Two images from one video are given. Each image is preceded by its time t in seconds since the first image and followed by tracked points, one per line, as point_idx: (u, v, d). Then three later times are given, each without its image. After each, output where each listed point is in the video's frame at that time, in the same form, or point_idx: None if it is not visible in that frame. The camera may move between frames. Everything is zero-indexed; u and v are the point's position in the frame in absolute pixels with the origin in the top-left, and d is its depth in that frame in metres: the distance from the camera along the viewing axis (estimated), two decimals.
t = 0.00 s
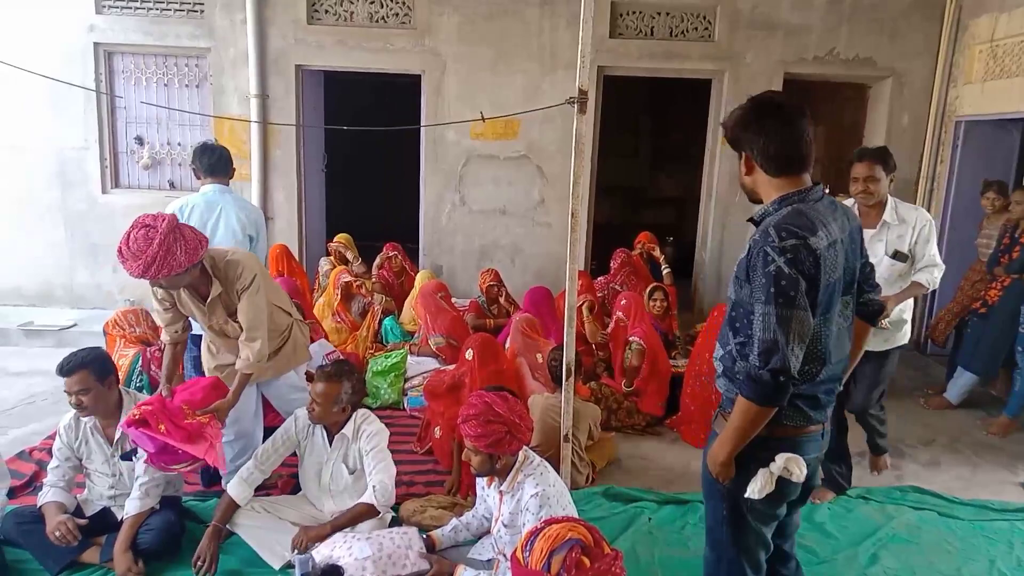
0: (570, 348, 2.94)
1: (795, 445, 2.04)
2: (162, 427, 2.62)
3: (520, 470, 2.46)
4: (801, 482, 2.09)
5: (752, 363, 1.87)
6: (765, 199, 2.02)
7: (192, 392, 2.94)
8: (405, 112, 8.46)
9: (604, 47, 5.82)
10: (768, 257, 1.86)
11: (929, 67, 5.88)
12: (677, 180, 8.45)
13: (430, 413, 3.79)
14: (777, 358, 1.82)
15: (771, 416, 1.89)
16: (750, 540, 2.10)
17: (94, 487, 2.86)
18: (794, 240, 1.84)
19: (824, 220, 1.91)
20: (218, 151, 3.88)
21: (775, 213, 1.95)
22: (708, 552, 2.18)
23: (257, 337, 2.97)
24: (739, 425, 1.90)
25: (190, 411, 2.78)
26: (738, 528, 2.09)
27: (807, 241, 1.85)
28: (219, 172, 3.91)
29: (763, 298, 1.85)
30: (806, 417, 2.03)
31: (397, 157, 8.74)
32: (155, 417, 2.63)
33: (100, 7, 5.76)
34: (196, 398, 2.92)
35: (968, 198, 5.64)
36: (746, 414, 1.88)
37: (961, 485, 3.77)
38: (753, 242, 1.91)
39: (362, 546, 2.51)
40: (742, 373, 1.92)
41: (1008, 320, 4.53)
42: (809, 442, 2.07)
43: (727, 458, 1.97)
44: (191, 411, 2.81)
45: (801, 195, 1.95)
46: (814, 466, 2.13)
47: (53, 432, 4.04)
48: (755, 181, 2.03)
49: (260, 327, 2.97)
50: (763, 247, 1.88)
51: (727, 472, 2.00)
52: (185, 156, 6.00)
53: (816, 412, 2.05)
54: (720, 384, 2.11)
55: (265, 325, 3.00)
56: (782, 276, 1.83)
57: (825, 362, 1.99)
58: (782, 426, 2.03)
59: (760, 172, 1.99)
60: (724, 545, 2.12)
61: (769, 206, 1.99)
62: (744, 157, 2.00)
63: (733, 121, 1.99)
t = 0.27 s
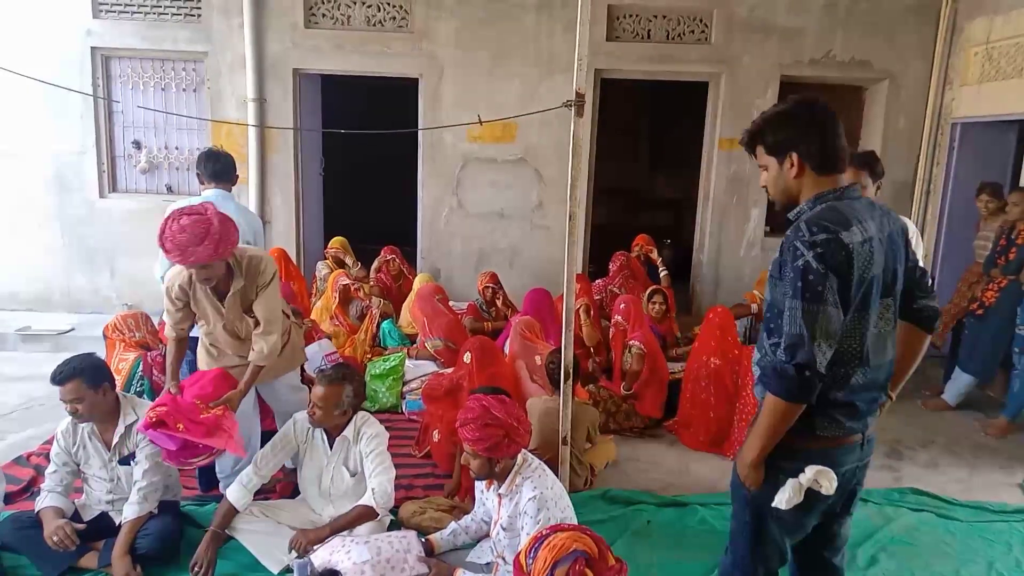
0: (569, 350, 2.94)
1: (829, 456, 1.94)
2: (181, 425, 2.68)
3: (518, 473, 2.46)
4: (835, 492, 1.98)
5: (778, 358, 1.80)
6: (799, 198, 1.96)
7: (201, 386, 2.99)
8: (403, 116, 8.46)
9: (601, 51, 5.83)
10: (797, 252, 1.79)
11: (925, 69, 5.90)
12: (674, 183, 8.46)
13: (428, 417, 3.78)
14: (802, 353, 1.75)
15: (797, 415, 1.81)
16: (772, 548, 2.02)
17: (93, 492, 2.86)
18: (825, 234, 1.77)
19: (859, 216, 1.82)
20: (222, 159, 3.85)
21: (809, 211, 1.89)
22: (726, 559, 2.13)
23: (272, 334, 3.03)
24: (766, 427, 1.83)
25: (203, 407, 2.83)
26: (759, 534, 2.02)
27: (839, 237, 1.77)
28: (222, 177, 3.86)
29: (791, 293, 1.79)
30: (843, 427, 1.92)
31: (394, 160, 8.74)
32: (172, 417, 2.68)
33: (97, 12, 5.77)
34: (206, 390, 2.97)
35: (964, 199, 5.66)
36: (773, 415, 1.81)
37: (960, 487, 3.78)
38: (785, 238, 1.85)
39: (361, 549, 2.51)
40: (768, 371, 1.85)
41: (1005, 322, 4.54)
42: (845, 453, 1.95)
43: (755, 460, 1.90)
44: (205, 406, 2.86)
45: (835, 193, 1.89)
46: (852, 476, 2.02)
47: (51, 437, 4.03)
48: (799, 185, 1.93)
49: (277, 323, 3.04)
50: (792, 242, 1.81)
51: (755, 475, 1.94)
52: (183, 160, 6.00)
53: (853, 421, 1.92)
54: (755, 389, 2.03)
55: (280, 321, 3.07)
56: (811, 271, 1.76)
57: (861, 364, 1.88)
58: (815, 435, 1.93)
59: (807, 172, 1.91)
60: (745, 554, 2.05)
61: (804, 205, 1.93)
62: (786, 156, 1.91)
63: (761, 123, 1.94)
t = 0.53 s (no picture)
0: (563, 347, 2.94)
1: (845, 456, 1.91)
2: (211, 362, 2.96)
3: (512, 470, 2.46)
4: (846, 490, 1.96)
5: (801, 352, 1.77)
6: (824, 193, 1.94)
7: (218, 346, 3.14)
8: (396, 112, 8.44)
9: (595, 47, 5.82)
10: (823, 245, 1.77)
11: (918, 66, 5.91)
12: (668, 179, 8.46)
13: (423, 414, 3.78)
14: (827, 347, 1.72)
15: (818, 411, 1.78)
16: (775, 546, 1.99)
17: (85, 491, 2.85)
18: (852, 228, 1.75)
19: (884, 212, 1.81)
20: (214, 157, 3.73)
21: (833, 206, 1.87)
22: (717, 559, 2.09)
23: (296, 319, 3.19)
24: (782, 422, 1.80)
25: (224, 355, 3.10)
26: (761, 532, 1.98)
27: (866, 231, 1.75)
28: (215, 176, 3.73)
29: (816, 287, 1.76)
30: (862, 426, 1.90)
31: (388, 156, 8.71)
32: (203, 355, 2.97)
33: (87, 8, 5.73)
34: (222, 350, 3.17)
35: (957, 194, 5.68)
36: (792, 409, 1.78)
37: (952, 481, 3.80)
38: (810, 232, 1.83)
39: (355, 547, 2.51)
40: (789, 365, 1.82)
41: (997, 318, 4.57)
42: (860, 454, 1.93)
43: (768, 455, 1.87)
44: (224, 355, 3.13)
45: (860, 190, 1.88)
46: (864, 474, 1.99)
47: (44, 435, 4.01)
48: (827, 179, 1.90)
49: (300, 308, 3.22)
50: (818, 236, 1.79)
51: (766, 470, 1.90)
52: (175, 157, 5.97)
53: (873, 421, 1.91)
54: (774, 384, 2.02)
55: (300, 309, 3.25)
56: (837, 265, 1.73)
57: (883, 361, 1.87)
58: (830, 431, 1.90)
59: (837, 167, 1.88)
60: (744, 551, 2.01)
61: (828, 200, 1.91)
62: (817, 150, 1.88)
63: (786, 117, 1.92)
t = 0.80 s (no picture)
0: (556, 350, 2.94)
1: (843, 460, 1.88)
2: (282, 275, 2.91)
3: (505, 473, 2.45)
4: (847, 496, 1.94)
5: (805, 360, 1.72)
6: (821, 199, 1.88)
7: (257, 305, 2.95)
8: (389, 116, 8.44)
9: (588, 51, 5.84)
10: (827, 251, 1.72)
11: (908, 71, 5.96)
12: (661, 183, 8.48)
13: (415, 418, 3.78)
14: (832, 355, 1.67)
15: (821, 419, 1.74)
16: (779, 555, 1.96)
17: (75, 496, 2.83)
18: (856, 234, 1.70)
19: (884, 217, 1.77)
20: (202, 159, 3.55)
21: (833, 211, 1.82)
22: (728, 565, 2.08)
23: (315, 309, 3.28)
24: (785, 432, 1.76)
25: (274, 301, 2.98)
26: (765, 543, 1.96)
27: (869, 237, 1.71)
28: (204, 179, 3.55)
29: (820, 294, 1.71)
30: (861, 430, 1.86)
31: (380, 160, 8.71)
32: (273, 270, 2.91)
33: (79, 11, 5.71)
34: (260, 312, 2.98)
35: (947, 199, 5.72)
36: (796, 418, 1.73)
37: (943, 484, 3.82)
38: (811, 238, 1.78)
39: (346, 552, 2.50)
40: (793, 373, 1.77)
41: (987, 321, 4.60)
42: (858, 457, 1.90)
43: (771, 463, 1.84)
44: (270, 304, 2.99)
45: (858, 194, 1.84)
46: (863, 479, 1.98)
47: (34, 440, 3.99)
48: (827, 184, 1.86)
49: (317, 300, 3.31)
50: (821, 242, 1.74)
51: (768, 479, 1.88)
52: (167, 160, 5.95)
53: (869, 424, 1.87)
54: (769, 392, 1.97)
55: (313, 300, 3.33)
56: (841, 271, 1.68)
57: (882, 368, 1.84)
58: (829, 435, 1.87)
59: (836, 171, 1.84)
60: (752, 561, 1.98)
61: (826, 205, 1.85)
62: (818, 154, 1.83)
63: (789, 120, 1.87)
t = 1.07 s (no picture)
0: (552, 351, 2.93)
1: (831, 460, 1.87)
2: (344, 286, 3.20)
3: (501, 471, 2.45)
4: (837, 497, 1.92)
5: (798, 363, 1.72)
6: (807, 199, 1.87)
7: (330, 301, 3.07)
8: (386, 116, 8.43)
9: (585, 53, 5.84)
10: (820, 254, 1.71)
11: (905, 73, 5.96)
12: (659, 184, 8.48)
13: (411, 420, 3.78)
14: (826, 358, 1.67)
15: (814, 421, 1.74)
16: (777, 561, 1.93)
17: (69, 496, 2.82)
18: (848, 237, 1.70)
19: (872, 219, 1.77)
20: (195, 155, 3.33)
21: (821, 213, 1.81)
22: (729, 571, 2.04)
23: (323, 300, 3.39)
24: (776, 436, 1.75)
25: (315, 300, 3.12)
26: (764, 550, 1.93)
27: (860, 239, 1.71)
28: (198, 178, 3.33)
29: (812, 296, 1.71)
30: (847, 428, 1.86)
31: (378, 160, 8.70)
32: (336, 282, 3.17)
33: (76, 10, 5.70)
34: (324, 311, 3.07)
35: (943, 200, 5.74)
36: (788, 421, 1.72)
37: (938, 486, 3.82)
38: (801, 241, 1.77)
39: (339, 555, 2.50)
40: (785, 376, 1.77)
41: (983, 324, 4.61)
42: (843, 456, 1.88)
43: (763, 469, 1.81)
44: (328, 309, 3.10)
45: (846, 196, 1.83)
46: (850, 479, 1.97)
47: (28, 440, 3.98)
48: (812, 185, 1.85)
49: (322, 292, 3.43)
50: (813, 245, 1.73)
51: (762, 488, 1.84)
52: (163, 159, 5.94)
53: (855, 423, 1.87)
54: (752, 395, 1.95)
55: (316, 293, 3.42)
56: (835, 274, 1.68)
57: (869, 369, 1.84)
58: (818, 437, 1.86)
59: (822, 173, 1.83)
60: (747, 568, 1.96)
61: (813, 206, 1.85)
62: (804, 156, 1.82)
63: (775, 120, 1.85)
